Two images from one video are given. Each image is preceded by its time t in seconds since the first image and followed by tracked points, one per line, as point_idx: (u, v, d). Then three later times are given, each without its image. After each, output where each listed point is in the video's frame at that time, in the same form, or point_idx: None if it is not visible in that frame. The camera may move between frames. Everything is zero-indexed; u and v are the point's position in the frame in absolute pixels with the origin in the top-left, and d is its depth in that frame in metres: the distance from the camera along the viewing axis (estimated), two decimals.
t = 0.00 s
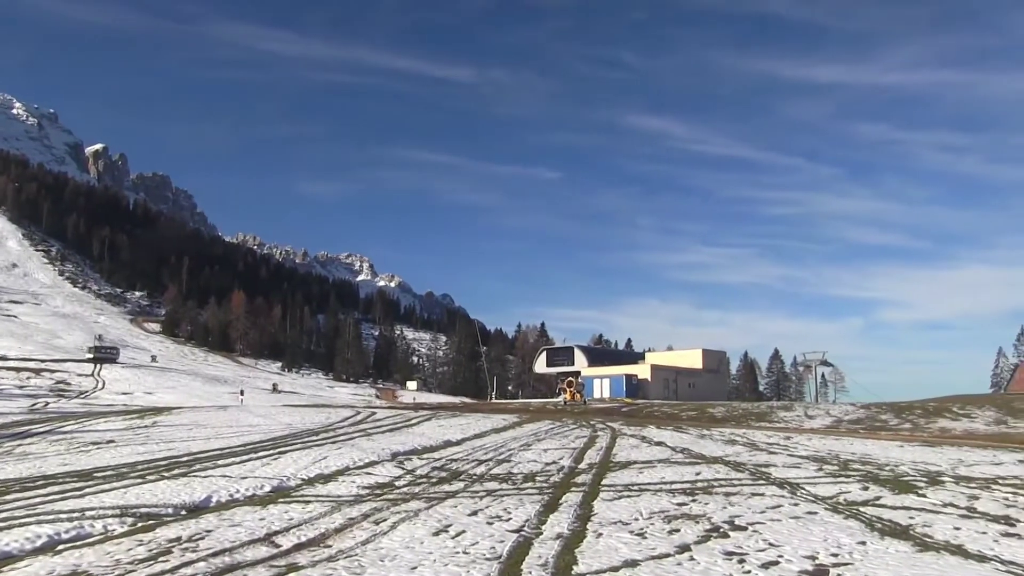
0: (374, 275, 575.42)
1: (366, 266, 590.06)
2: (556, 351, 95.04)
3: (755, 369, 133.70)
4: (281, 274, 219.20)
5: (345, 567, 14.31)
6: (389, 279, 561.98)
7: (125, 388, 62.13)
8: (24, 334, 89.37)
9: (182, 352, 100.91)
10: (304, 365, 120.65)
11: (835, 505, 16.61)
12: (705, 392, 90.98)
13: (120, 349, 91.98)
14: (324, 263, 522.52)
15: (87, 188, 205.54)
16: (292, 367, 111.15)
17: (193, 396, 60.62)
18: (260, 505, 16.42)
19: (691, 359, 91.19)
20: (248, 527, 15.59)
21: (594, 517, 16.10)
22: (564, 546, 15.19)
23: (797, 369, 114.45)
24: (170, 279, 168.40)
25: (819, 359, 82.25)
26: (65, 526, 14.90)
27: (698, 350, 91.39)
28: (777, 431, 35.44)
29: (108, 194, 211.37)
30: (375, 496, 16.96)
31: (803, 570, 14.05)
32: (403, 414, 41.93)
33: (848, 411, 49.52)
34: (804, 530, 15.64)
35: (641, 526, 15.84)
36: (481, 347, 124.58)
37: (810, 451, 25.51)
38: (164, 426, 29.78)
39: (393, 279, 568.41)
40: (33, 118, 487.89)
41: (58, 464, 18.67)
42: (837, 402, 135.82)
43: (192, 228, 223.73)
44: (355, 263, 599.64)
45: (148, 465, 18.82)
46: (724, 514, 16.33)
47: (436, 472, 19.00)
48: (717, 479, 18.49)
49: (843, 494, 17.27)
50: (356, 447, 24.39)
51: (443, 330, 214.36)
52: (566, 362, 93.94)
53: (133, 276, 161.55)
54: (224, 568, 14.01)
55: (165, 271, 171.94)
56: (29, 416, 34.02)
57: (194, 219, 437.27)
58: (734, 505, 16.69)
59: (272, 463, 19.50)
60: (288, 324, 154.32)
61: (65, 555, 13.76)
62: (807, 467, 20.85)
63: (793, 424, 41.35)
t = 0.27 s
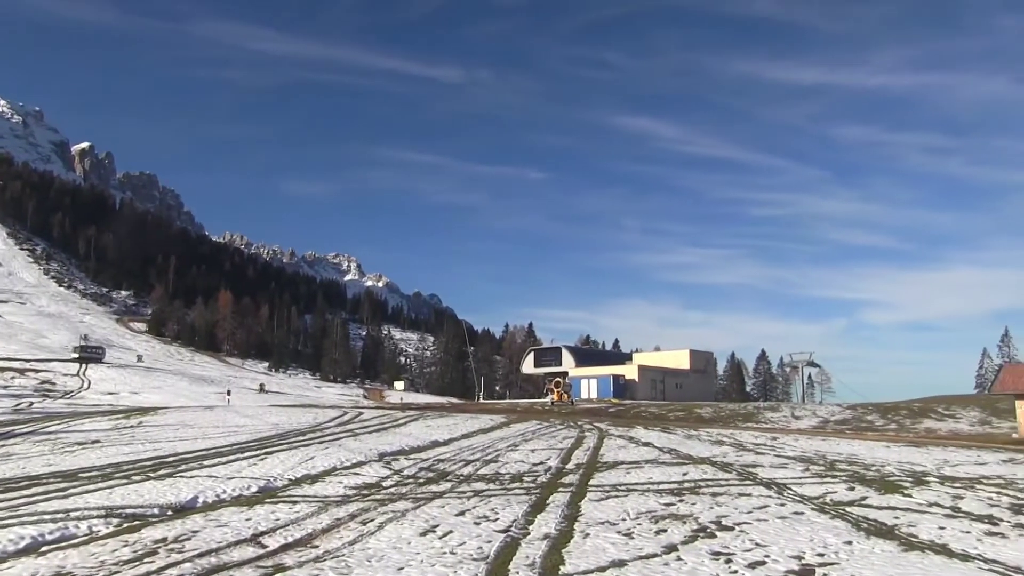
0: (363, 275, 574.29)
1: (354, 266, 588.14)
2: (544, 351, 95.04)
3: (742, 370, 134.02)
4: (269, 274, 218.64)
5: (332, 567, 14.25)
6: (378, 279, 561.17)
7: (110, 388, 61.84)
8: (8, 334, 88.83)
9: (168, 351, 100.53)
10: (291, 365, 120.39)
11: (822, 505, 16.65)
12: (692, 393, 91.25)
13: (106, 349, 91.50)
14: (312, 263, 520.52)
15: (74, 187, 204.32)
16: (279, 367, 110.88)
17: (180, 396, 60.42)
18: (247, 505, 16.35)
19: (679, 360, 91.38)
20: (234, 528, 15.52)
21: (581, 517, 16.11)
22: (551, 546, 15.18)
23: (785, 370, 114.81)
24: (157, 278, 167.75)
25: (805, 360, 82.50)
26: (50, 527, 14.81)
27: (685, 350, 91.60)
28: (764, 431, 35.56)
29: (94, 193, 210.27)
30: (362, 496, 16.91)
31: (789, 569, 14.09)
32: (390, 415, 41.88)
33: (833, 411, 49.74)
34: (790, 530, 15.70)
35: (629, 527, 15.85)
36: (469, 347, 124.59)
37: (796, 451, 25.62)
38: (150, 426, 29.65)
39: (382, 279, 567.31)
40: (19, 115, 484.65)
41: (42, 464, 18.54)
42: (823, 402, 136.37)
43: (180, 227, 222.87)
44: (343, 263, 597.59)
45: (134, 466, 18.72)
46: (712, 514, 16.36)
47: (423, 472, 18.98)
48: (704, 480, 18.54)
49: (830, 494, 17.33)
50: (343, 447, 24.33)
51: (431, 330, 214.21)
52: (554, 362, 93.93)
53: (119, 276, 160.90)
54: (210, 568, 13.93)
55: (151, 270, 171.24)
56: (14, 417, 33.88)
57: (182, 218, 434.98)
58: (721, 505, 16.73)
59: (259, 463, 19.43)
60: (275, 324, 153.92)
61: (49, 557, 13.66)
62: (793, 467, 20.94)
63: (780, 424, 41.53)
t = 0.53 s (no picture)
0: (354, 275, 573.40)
1: (343, 265, 586.08)
2: (533, 352, 95.06)
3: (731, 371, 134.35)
4: (259, 274, 218.10)
5: (320, 568, 14.21)
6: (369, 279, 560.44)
7: (98, 388, 61.56)
8: None
9: (155, 351, 100.14)
10: (280, 365, 120.20)
11: (810, 505, 16.71)
12: (682, 393, 91.48)
13: (93, 348, 91.05)
14: (300, 263, 518.60)
15: (62, 186, 203.35)
16: (268, 368, 110.61)
17: (168, 396, 60.20)
18: (235, 505, 16.31)
19: (668, 360, 91.54)
20: (223, 529, 15.46)
21: (570, 517, 16.13)
22: (540, 546, 15.19)
23: (774, 371, 115.24)
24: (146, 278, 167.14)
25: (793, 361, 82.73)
26: (37, 528, 14.72)
27: (674, 350, 91.75)
28: (753, 431, 35.69)
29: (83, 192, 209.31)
30: (351, 497, 16.88)
31: (777, 570, 14.13)
32: (379, 415, 41.71)
33: (821, 412, 49.96)
34: (779, 530, 15.74)
35: (618, 527, 15.87)
36: (458, 347, 124.52)
37: (784, 452, 25.73)
38: (138, 427, 29.55)
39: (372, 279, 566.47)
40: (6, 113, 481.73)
41: (29, 465, 18.45)
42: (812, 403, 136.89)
43: (168, 227, 222.06)
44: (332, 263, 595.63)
45: (121, 466, 18.65)
46: (700, 514, 16.40)
47: (413, 473, 18.97)
48: (692, 480, 18.58)
49: (818, 495, 17.39)
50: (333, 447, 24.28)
51: (420, 331, 214.11)
52: (543, 363, 93.95)
53: (107, 275, 160.28)
54: (198, 568, 13.85)
55: (139, 269, 170.63)
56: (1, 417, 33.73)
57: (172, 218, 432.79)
58: (709, 505, 16.77)
59: (248, 463, 19.39)
60: (265, 324, 153.57)
61: (35, 558, 13.57)
62: (782, 467, 21.01)
63: (769, 424, 41.73)
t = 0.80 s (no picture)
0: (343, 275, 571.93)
1: (330, 265, 583.44)
2: (520, 352, 95.01)
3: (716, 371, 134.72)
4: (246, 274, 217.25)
5: (306, 568, 14.15)
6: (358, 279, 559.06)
7: (81, 388, 61.07)
8: None
9: (140, 351, 99.52)
10: (266, 365, 119.68)
11: (795, 505, 16.76)
12: (668, 393, 91.65)
13: (77, 348, 90.36)
14: (286, 263, 515.77)
15: (46, 184, 201.67)
16: (254, 367, 110.08)
17: (153, 396, 59.82)
18: (220, 505, 16.24)
19: (654, 360, 91.69)
20: (208, 529, 15.37)
21: (556, 518, 16.13)
22: (526, 547, 15.18)
23: (760, 371, 115.67)
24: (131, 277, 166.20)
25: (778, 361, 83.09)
26: (19, 530, 14.60)
27: (661, 351, 91.88)
28: (739, 431, 35.81)
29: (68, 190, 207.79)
30: (337, 497, 16.85)
31: (762, 569, 14.18)
32: (365, 415, 41.57)
33: (806, 412, 50.18)
34: (764, 530, 15.80)
35: (604, 527, 15.89)
36: (445, 347, 124.34)
37: (770, 452, 25.83)
38: (122, 427, 29.37)
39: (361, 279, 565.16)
40: None
41: (11, 466, 18.30)
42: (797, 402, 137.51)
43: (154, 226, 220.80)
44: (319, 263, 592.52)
45: (106, 466, 18.54)
46: (686, 514, 16.43)
47: (399, 473, 18.95)
48: (678, 480, 18.61)
49: (803, 495, 17.45)
50: (318, 447, 24.22)
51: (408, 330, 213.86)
52: (529, 363, 93.89)
53: (92, 275, 159.36)
54: (183, 569, 13.75)
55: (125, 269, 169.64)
56: None
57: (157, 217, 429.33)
58: (695, 505, 16.80)
59: (233, 463, 19.33)
60: (251, 324, 152.97)
61: (16, 560, 13.44)
62: (767, 467, 21.08)
63: (754, 424, 41.84)
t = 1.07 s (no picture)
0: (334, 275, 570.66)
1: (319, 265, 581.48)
2: (509, 352, 95.01)
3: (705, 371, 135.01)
4: (235, 274, 216.53)
5: (294, 568, 14.12)
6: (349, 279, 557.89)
7: (69, 388, 60.72)
8: None
9: (128, 350, 99.05)
10: (255, 365, 119.28)
11: (783, 505, 16.81)
12: (657, 393, 91.78)
13: (64, 348, 89.83)
14: (276, 263, 513.87)
15: (33, 182, 200.44)
16: (242, 367, 109.65)
17: (141, 396, 59.53)
18: (208, 506, 16.18)
19: (643, 360, 91.88)
20: (196, 529, 15.29)
21: (546, 518, 16.14)
22: (516, 546, 15.16)
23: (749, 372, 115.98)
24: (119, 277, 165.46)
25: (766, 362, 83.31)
26: (5, 531, 14.50)
27: (650, 351, 92.04)
28: (729, 431, 35.91)
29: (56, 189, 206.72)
30: (326, 497, 16.81)
31: (751, 569, 14.18)
32: (354, 414, 41.47)
33: (795, 412, 50.35)
34: (752, 530, 15.83)
35: (593, 527, 15.90)
36: (434, 347, 124.19)
37: (758, 452, 25.89)
38: (110, 426, 29.28)
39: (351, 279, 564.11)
40: None
41: None
42: (785, 403, 138.03)
43: (142, 226, 219.79)
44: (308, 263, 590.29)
45: (92, 466, 18.45)
46: (675, 514, 16.45)
47: (388, 473, 18.94)
48: (666, 480, 18.66)
49: (791, 494, 17.50)
50: (307, 447, 24.18)
51: (397, 330, 213.58)
52: (519, 363, 93.91)
53: (80, 274, 158.65)
54: (171, 569, 13.65)
55: (113, 269, 168.86)
56: None
57: (145, 217, 426.74)
58: (684, 505, 16.85)
59: (222, 464, 19.28)
60: (239, 324, 152.43)
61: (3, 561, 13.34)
62: (755, 467, 21.12)
63: (744, 424, 41.88)
